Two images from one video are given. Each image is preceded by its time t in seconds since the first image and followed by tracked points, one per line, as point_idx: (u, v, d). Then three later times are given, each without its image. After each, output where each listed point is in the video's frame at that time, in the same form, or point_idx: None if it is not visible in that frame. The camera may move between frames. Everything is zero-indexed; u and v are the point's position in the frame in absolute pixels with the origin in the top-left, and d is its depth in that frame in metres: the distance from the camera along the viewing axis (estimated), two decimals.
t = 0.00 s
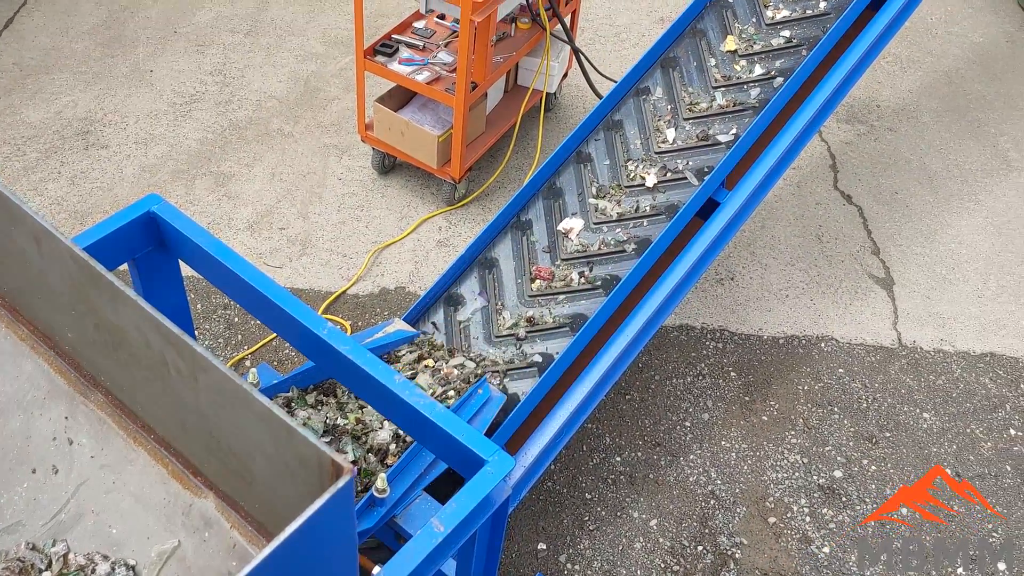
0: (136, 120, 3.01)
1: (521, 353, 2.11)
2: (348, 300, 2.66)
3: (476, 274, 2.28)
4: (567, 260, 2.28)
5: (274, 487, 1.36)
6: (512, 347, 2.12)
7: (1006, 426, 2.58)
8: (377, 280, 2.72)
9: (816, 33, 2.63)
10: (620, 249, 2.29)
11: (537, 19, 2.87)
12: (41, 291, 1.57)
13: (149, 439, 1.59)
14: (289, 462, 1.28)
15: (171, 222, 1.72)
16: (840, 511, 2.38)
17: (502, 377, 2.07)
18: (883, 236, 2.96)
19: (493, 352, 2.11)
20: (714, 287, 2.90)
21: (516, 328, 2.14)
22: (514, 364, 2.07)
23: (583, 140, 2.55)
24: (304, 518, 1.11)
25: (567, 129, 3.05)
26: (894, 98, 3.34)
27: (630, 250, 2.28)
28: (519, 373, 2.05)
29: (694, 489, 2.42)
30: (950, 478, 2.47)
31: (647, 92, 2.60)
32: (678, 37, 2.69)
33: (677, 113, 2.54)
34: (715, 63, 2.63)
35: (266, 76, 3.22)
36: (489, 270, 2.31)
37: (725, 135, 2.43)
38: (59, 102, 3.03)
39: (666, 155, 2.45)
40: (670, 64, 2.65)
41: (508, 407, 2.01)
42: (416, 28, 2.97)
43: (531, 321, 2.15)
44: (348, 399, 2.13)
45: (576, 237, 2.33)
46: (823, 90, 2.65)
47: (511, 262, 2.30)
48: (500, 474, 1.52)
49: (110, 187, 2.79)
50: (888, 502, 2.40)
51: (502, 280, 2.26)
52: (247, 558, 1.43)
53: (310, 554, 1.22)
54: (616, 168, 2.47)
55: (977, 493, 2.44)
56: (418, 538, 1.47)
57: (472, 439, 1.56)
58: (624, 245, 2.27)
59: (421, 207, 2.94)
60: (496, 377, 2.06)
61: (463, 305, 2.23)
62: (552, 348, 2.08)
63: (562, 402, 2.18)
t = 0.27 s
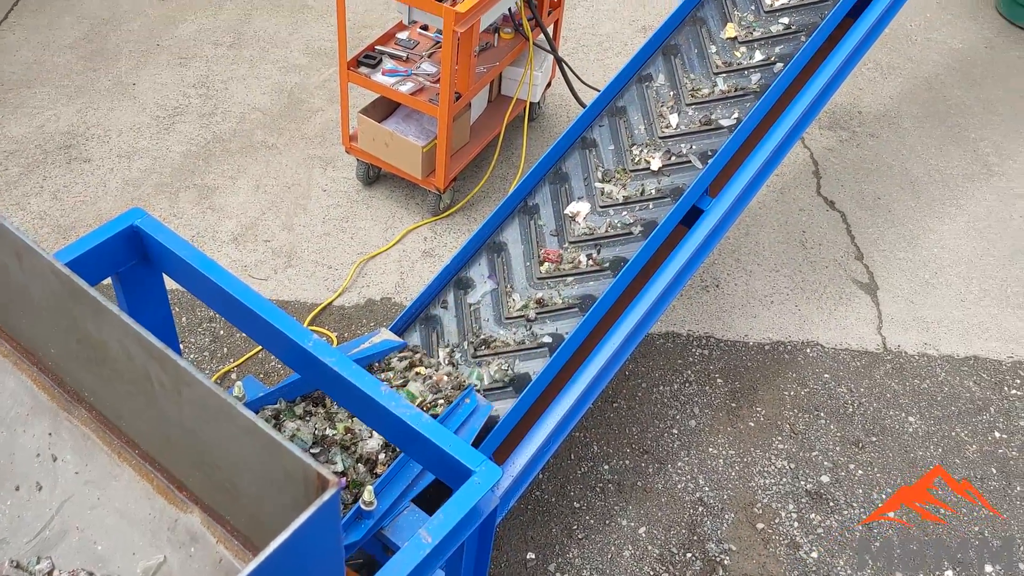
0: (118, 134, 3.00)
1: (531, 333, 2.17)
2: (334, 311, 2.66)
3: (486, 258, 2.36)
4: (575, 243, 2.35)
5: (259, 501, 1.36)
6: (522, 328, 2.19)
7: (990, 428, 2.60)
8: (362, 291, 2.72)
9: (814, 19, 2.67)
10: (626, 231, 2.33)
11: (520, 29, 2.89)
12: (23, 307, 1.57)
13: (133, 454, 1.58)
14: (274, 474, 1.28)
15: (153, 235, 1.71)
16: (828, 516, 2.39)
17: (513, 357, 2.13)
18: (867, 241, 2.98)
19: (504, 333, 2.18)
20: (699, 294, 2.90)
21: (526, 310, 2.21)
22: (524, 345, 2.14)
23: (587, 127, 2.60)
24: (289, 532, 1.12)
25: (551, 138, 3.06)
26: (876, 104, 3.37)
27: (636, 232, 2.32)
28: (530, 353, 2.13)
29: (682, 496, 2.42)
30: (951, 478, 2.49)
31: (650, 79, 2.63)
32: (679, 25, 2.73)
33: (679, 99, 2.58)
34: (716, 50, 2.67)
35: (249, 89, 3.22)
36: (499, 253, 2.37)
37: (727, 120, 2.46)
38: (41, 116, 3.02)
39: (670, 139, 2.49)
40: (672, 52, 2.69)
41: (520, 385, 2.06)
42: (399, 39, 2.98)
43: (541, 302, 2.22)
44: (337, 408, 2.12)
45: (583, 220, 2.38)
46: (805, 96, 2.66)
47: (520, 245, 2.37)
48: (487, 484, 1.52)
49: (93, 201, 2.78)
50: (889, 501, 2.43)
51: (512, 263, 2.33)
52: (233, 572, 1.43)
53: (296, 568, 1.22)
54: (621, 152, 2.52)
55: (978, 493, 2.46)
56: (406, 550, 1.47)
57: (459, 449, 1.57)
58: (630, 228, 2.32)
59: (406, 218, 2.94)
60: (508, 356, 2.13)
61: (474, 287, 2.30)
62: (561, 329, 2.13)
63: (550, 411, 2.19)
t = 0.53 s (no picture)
0: (101, 152, 2.99)
1: (539, 319, 2.22)
2: (320, 327, 2.65)
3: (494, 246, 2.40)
4: (581, 230, 2.39)
5: (243, 520, 1.37)
6: (530, 314, 2.24)
7: (975, 436, 2.61)
8: (348, 307, 2.72)
9: (811, 12, 2.74)
10: (631, 218, 2.39)
11: (502, 45, 2.91)
12: (6, 329, 1.58)
13: (116, 474, 1.58)
14: (259, 491, 1.28)
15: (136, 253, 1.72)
16: (815, 526, 2.39)
17: (522, 342, 2.18)
18: (850, 251, 3.00)
19: (512, 319, 2.23)
20: (684, 306, 2.91)
21: (534, 296, 2.26)
22: (534, 331, 2.19)
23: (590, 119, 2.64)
24: (272, 551, 1.14)
25: (535, 152, 3.07)
26: (857, 115, 3.40)
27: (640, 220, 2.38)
28: (539, 338, 2.17)
29: (670, 508, 2.42)
30: (950, 478, 2.51)
31: (651, 71, 2.68)
32: (678, 19, 2.78)
33: (680, 90, 2.64)
34: (715, 43, 2.73)
35: (233, 106, 3.22)
36: (506, 242, 2.41)
37: (728, 110, 2.53)
38: (23, 135, 3.01)
39: (672, 130, 2.55)
40: (671, 45, 2.75)
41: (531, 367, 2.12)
42: (382, 55, 2.99)
43: (549, 289, 2.27)
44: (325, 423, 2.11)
45: (588, 209, 2.43)
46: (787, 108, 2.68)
47: (527, 234, 2.41)
48: (473, 499, 1.54)
49: (76, 220, 2.77)
50: (888, 501, 2.45)
51: (519, 252, 2.38)
52: None
53: None
54: (624, 142, 2.56)
55: (977, 493, 2.48)
56: (392, 566, 1.48)
57: (444, 464, 1.58)
58: (635, 215, 2.37)
59: (391, 233, 2.94)
60: (517, 342, 2.18)
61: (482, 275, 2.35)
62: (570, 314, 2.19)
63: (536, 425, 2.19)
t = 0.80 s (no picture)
0: (85, 172, 2.99)
1: (547, 307, 2.28)
2: (306, 344, 2.65)
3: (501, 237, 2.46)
4: (585, 220, 2.45)
5: (226, 539, 1.37)
6: (538, 302, 2.30)
7: (960, 445, 2.62)
8: (334, 324, 2.72)
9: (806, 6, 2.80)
10: (634, 208, 2.44)
11: (486, 61, 2.92)
12: None
13: (99, 496, 1.58)
14: (246, 509, 1.28)
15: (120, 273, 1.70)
16: (803, 537, 2.40)
17: (531, 329, 2.25)
18: (834, 262, 3.02)
19: (520, 307, 2.29)
20: (670, 318, 2.92)
21: (542, 284, 2.32)
22: (541, 317, 2.25)
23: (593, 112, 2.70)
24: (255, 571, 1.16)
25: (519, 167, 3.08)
26: (839, 127, 3.43)
27: (644, 209, 2.44)
28: (547, 325, 2.24)
29: (658, 522, 2.42)
30: (950, 479, 2.54)
31: (651, 66, 2.74)
32: (678, 14, 2.84)
33: (680, 83, 2.69)
34: (713, 37, 2.79)
35: (217, 124, 3.22)
36: (512, 232, 2.47)
37: (728, 101, 2.59)
38: (7, 156, 3.00)
39: (673, 122, 2.61)
40: (671, 40, 2.81)
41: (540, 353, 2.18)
42: (366, 72, 3.00)
43: (555, 277, 2.33)
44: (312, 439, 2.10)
45: (593, 199, 2.49)
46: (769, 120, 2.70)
47: (532, 224, 2.47)
48: (459, 515, 1.53)
49: (60, 240, 2.76)
50: (888, 502, 2.48)
51: (526, 241, 2.44)
52: None
53: None
54: (626, 135, 2.62)
55: (977, 493, 2.51)
56: None
57: (430, 481, 1.58)
58: (639, 205, 2.43)
59: (377, 249, 2.95)
60: (526, 329, 2.25)
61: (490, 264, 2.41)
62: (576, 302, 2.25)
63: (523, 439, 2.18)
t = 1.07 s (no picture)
0: (68, 189, 2.98)
1: (553, 291, 2.34)
2: (292, 359, 2.64)
3: (506, 224, 2.52)
4: (589, 207, 2.51)
5: (209, 556, 1.38)
6: (544, 287, 2.36)
7: (945, 451, 2.64)
8: (320, 338, 2.71)
9: None
10: (637, 194, 2.51)
11: (469, 74, 2.93)
12: None
13: (81, 515, 1.58)
14: (232, 525, 1.28)
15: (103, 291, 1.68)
16: (791, 545, 2.40)
17: (539, 313, 2.31)
18: (818, 271, 3.03)
19: (528, 292, 2.35)
20: (656, 328, 2.92)
21: (548, 270, 2.38)
22: (548, 302, 2.32)
23: (593, 102, 2.75)
24: None
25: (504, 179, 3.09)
26: (821, 136, 3.45)
27: (647, 195, 2.50)
28: (554, 309, 2.30)
29: (646, 532, 2.42)
30: (950, 478, 2.57)
31: (650, 56, 2.79)
32: (675, 7, 2.90)
33: (679, 74, 2.75)
34: (711, 29, 2.85)
35: (201, 139, 3.22)
36: (517, 220, 2.53)
37: (726, 90, 2.65)
38: None
39: (673, 110, 2.66)
40: (669, 31, 2.86)
41: (548, 335, 2.24)
42: (349, 86, 3.01)
43: (561, 263, 2.39)
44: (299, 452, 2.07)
45: (596, 186, 2.55)
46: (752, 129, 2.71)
47: (537, 211, 2.53)
48: (445, 529, 1.53)
49: (43, 257, 2.75)
50: (888, 501, 2.51)
51: (530, 228, 2.50)
52: None
53: None
54: (627, 124, 2.68)
55: (977, 493, 2.54)
56: None
57: (416, 495, 1.57)
58: (641, 191, 2.49)
59: (362, 263, 2.95)
60: (534, 313, 2.31)
61: (496, 251, 2.47)
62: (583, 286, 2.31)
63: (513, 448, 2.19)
